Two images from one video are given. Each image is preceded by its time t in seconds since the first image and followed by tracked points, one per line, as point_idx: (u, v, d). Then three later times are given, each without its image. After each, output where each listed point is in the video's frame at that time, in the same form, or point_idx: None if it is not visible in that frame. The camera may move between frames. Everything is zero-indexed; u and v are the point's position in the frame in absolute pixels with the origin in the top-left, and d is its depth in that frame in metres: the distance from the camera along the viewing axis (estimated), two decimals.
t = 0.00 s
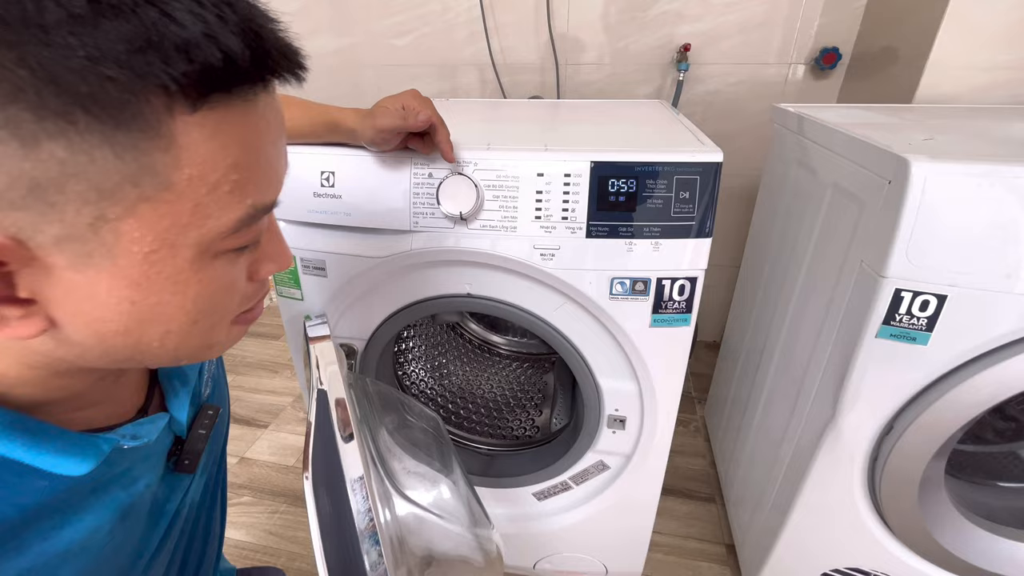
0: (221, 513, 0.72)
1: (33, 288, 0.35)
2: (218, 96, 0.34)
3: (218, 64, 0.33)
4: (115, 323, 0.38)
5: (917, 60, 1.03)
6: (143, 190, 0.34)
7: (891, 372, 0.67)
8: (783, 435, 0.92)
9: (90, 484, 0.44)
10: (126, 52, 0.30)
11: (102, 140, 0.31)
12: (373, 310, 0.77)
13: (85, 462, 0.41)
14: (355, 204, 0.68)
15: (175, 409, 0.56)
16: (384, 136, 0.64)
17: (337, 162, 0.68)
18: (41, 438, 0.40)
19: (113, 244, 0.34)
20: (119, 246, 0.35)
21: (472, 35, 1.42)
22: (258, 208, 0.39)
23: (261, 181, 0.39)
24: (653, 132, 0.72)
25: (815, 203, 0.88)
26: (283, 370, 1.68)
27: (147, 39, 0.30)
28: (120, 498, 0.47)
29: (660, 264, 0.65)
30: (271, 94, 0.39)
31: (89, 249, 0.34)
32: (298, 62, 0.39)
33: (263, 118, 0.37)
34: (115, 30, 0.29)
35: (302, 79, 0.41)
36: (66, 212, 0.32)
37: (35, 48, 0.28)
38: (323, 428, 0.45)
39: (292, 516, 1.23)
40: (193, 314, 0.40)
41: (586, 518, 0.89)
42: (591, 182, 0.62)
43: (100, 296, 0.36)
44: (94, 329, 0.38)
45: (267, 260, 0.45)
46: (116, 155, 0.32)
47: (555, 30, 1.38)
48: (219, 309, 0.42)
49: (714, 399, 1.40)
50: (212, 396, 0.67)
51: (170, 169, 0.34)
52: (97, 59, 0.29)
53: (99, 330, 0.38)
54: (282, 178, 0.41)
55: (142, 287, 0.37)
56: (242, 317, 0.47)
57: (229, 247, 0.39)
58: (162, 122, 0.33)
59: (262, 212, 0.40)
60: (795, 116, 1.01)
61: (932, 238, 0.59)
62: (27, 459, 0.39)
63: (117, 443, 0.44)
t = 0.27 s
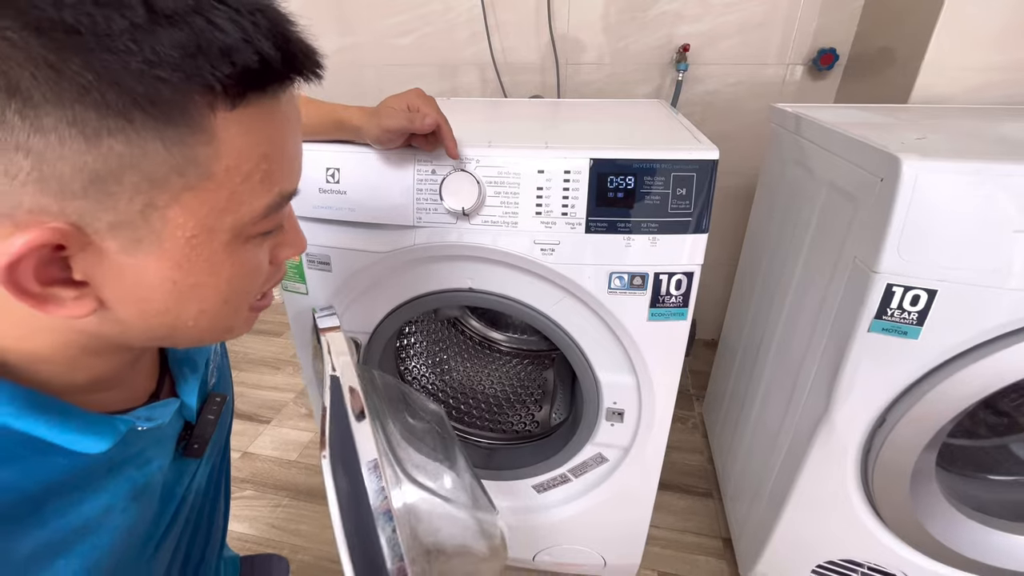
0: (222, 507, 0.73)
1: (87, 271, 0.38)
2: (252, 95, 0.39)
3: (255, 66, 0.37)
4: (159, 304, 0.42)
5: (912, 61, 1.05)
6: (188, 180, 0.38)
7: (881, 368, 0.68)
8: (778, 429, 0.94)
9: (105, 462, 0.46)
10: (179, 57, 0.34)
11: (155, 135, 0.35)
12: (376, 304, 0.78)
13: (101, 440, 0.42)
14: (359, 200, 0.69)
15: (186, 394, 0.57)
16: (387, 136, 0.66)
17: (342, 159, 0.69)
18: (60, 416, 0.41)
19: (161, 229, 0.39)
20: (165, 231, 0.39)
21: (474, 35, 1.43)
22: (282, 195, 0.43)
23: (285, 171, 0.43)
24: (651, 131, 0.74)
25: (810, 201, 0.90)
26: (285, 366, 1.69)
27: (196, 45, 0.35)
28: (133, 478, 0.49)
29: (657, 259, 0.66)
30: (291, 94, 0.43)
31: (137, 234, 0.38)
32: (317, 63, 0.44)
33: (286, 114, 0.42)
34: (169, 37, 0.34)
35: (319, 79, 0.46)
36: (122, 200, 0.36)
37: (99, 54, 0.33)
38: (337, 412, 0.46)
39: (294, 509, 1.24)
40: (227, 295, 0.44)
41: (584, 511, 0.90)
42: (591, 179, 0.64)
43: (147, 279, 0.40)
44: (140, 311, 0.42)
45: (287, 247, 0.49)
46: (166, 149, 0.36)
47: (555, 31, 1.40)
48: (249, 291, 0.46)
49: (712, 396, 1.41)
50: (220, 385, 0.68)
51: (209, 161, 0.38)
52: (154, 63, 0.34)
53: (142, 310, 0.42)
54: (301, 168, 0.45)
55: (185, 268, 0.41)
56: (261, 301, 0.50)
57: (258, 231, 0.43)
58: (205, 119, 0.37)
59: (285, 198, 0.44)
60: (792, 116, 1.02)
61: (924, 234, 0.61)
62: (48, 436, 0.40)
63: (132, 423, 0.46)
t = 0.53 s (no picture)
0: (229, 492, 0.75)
1: (106, 254, 0.40)
2: (259, 85, 0.41)
3: (263, 57, 0.39)
4: (174, 286, 0.44)
5: (909, 61, 1.06)
6: (201, 166, 0.40)
7: (873, 365, 0.70)
8: (775, 423, 0.95)
9: (128, 439, 0.49)
10: (193, 48, 0.36)
11: (170, 123, 0.37)
12: (379, 298, 0.79)
13: (126, 416, 0.46)
14: (364, 194, 0.71)
15: (198, 377, 0.59)
16: (393, 133, 0.67)
17: (348, 154, 0.70)
18: (87, 394, 0.44)
19: (175, 214, 0.41)
20: (180, 215, 0.41)
21: (476, 34, 1.44)
22: (291, 180, 0.45)
23: (292, 157, 0.45)
24: (651, 128, 0.75)
25: (808, 198, 0.91)
26: (287, 362, 1.71)
27: (209, 37, 0.36)
28: (155, 455, 0.52)
29: (657, 252, 0.68)
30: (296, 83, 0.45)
31: (153, 219, 0.40)
32: (323, 54, 0.46)
33: (292, 102, 0.44)
34: (183, 29, 0.35)
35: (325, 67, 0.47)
36: (138, 185, 0.38)
37: (117, 45, 0.34)
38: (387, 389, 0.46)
39: (297, 502, 1.26)
40: (237, 277, 0.46)
41: (584, 502, 0.92)
42: (592, 174, 0.65)
43: (163, 261, 0.42)
44: (157, 292, 0.44)
45: (294, 232, 0.51)
46: (180, 136, 0.38)
47: (557, 31, 1.41)
48: (258, 274, 0.48)
49: (711, 392, 1.42)
50: (229, 369, 0.70)
51: (221, 149, 0.40)
52: (169, 54, 0.35)
53: (158, 291, 0.44)
54: (308, 155, 0.47)
55: (198, 250, 0.43)
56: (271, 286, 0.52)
57: (268, 216, 0.45)
58: (217, 109, 0.39)
59: (293, 183, 0.46)
60: (791, 115, 1.03)
61: (919, 228, 0.62)
62: (78, 412, 0.43)
63: (152, 402, 0.49)
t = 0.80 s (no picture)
0: (234, 478, 0.77)
1: (117, 241, 0.41)
2: (264, 80, 0.42)
3: (268, 53, 0.40)
4: (181, 273, 0.45)
5: (907, 60, 1.07)
6: (208, 158, 0.41)
7: (869, 357, 0.71)
8: (772, 417, 0.96)
9: (146, 419, 0.51)
10: (201, 44, 0.37)
11: (177, 116, 0.38)
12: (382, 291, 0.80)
13: (145, 394, 0.48)
14: (368, 188, 0.72)
15: (208, 363, 0.61)
16: (397, 128, 0.68)
17: (352, 149, 0.71)
18: (108, 372, 0.46)
19: (183, 205, 0.42)
20: (187, 206, 0.42)
21: (477, 32, 1.45)
22: (295, 172, 0.46)
23: (296, 150, 0.46)
24: (650, 125, 0.76)
25: (806, 194, 0.92)
26: (289, 358, 1.72)
27: (216, 33, 0.37)
28: (172, 436, 0.53)
29: (656, 246, 0.69)
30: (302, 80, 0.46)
31: (164, 210, 0.41)
32: (328, 50, 0.47)
33: (298, 97, 0.45)
34: (191, 25, 0.37)
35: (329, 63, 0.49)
36: (148, 176, 0.39)
37: (128, 40, 0.36)
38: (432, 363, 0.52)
39: (298, 495, 1.27)
40: (241, 267, 0.47)
41: (584, 493, 0.93)
42: (592, 169, 0.66)
43: (172, 249, 0.43)
44: (166, 279, 0.45)
45: (297, 223, 0.52)
46: (187, 129, 0.39)
47: (558, 30, 1.42)
48: (263, 264, 0.49)
49: (710, 388, 1.44)
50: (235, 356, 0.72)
51: (228, 142, 0.41)
52: (178, 50, 0.37)
53: (165, 278, 0.45)
54: (311, 149, 0.48)
55: (205, 239, 0.44)
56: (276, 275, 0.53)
57: (272, 207, 0.46)
58: (224, 103, 0.40)
59: (297, 175, 0.47)
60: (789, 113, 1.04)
61: (912, 222, 0.63)
62: (100, 390, 0.45)
63: (167, 382, 0.51)
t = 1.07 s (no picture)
0: (240, 470, 0.78)
1: (134, 233, 0.42)
2: (294, 98, 0.43)
3: (300, 73, 0.41)
4: (191, 268, 0.46)
5: (906, 57, 1.08)
6: (231, 165, 0.42)
7: (866, 347, 0.72)
8: (770, 410, 0.98)
9: (162, 400, 0.52)
10: (237, 61, 0.39)
11: (207, 125, 0.40)
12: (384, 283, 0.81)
13: (162, 374, 0.49)
14: (372, 181, 0.73)
15: (219, 348, 0.63)
16: (401, 121, 0.69)
17: (357, 142, 0.73)
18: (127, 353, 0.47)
19: (201, 206, 0.43)
20: (204, 208, 0.43)
21: (479, 30, 1.46)
22: (311, 182, 0.48)
23: (315, 163, 0.47)
24: (650, 120, 0.77)
25: (804, 189, 0.93)
26: (291, 353, 1.73)
27: (253, 53, 0.39)
28: (186, 418, 0.55)
29: (655, 238, 0.70)
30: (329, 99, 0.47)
31: (181, 209, 0.42)
32: (356, 69, 0.48)
33: (323, 114, 0.46)
34: (230, 44, 0.38)
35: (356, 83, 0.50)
36: (171, 176, 0.41)
37: (170, 54, 0.37)
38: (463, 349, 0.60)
39: (301, 487, 1.28)
40: (251, 265, 0.48)
41: (584, 484, 0.94)
42: (592, 162, 0.67)
43: (184, 245, 0.44)
44: (177, 273, 0.46)
45: (305, 227, 0.53)
46: (216, 138, 0.40)
47: (559, 28, 1.43)
48: (271, 261, 0.50)
49: (709, 384, 1.45)
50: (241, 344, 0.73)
51: (251, 151, 0.42)
52: (214, 65, 0.38)
53: (178, 272, 0.46)
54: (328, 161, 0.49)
55: (217, 239, 0.45)
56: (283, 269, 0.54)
57: (285, 214, 0.47)
58: (252, 116, 0.41)
59: (312, 185, 0.48)
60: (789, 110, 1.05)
61: (907, 215, 0.64)
62: (121, 369, 0.46)
63: (182, 364, 0.52)
